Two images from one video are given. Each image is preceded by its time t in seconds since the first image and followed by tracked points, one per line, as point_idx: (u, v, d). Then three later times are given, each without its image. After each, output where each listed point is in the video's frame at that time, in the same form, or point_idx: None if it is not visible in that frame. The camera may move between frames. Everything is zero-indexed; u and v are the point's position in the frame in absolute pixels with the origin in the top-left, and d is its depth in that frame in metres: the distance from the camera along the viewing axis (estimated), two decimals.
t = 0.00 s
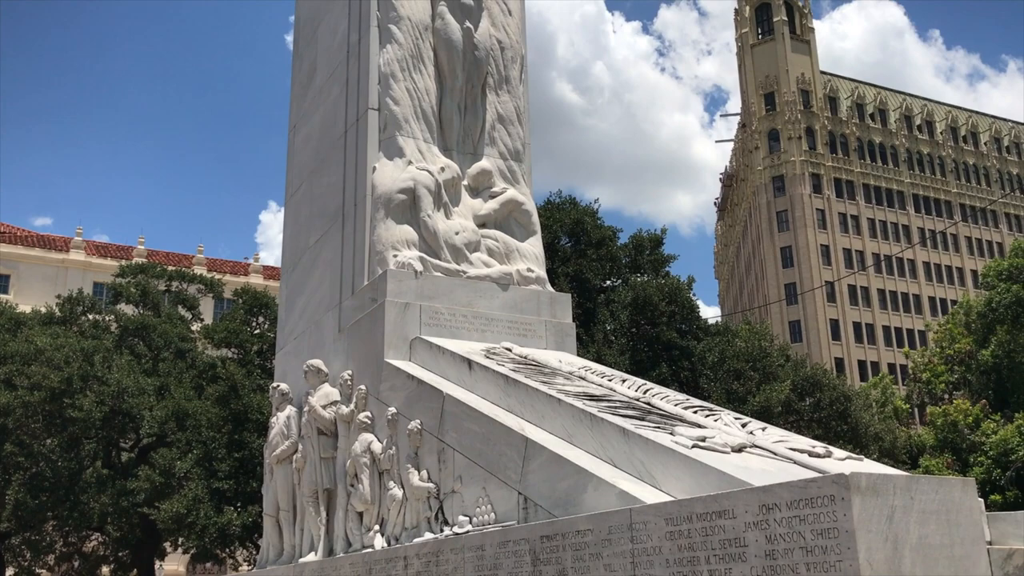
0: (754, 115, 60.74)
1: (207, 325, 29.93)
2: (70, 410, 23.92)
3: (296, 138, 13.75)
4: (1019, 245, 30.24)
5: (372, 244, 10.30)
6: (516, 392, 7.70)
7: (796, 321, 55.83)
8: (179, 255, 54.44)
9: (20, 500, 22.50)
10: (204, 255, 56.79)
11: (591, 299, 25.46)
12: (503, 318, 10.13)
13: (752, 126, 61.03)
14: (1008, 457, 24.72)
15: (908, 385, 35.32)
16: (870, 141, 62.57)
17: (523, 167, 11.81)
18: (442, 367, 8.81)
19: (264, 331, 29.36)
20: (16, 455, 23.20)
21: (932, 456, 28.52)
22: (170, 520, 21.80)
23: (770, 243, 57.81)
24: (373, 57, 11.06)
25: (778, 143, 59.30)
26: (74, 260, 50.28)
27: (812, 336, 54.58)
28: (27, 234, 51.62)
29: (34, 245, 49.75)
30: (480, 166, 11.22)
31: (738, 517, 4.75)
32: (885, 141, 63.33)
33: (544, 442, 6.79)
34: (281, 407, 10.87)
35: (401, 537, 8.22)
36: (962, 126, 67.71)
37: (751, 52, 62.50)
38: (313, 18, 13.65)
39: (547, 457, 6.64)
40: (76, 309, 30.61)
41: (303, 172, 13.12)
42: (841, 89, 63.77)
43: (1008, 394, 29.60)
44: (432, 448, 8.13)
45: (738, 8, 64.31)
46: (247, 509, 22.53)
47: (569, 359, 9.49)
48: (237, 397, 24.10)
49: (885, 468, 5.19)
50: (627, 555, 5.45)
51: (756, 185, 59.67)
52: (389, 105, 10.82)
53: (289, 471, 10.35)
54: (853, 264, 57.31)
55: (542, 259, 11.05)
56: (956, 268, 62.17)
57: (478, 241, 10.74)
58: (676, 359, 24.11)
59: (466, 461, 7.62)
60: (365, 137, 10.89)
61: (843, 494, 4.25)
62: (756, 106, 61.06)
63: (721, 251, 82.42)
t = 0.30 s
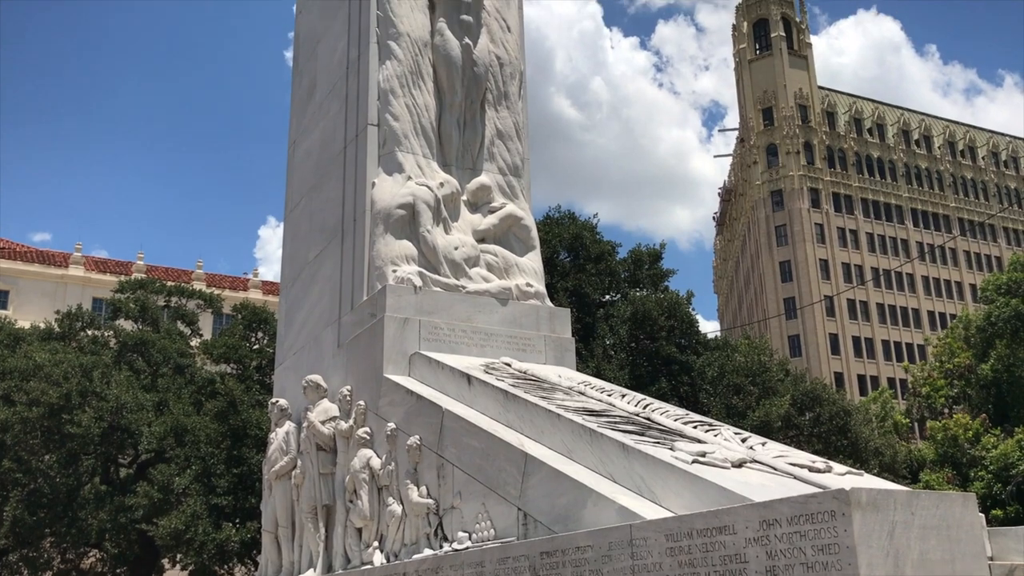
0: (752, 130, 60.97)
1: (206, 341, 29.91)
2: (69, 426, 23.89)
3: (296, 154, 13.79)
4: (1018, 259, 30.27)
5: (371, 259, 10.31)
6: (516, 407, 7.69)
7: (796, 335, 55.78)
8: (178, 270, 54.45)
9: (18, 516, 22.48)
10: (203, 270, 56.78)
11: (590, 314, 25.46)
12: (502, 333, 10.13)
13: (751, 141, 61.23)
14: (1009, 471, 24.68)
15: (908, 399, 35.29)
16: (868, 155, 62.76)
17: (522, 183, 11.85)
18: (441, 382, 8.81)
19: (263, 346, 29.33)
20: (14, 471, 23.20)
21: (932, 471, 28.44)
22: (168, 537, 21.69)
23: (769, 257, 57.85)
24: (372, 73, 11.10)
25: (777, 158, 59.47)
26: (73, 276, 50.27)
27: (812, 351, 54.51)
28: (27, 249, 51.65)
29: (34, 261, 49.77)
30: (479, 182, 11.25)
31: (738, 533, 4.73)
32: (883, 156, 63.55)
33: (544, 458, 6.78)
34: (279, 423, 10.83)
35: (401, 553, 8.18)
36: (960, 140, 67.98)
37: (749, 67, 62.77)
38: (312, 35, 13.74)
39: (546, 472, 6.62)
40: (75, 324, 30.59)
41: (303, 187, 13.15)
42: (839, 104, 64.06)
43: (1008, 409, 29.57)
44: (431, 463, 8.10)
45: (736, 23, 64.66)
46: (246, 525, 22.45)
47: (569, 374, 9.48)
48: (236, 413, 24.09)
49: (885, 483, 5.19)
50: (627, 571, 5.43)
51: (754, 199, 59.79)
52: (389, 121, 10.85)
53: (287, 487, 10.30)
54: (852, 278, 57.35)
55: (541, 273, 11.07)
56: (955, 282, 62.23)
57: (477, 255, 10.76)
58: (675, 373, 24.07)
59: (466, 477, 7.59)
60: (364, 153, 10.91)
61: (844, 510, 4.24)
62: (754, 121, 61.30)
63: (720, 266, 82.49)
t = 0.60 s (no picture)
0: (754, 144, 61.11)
1: (208, 356, 29.90)
2: (71, 442, 23.87)
3: (298, 169, 13.83)
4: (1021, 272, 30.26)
5: (373, 274, 10.32)
6: (518, 422, 7.68)
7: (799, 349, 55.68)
8: (181, 285, 54.52)
9: (19, 532, 22.46)
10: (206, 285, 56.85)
11: (593, 328, 25.46)
12: (504, 348, 10.13)
13: (752, 154, 61.35)
14: (1013, 485, 24.58)
15: (912, 413, 35.22)
16: (870, 168, 62.87)
17: (524, 197, 11.88)
18: (444, 397, 8.79)
19: (266, 361, 29.34)
20: (16, 487, 23.19)
21: (937, 485, 28.32)
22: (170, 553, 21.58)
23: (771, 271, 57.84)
24: (374, 89, 11.14)
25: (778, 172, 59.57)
26: (75, 291, 50.31)
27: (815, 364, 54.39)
28: (30, 265, 51.75)
29: (36, 276, 49.85)
30: (481, 197, 11.27)
31: (742, 548, 4.70)
32: (884, 169, 63.65)
33: (546, 473, 6.75)
34: (282, 438, 10.81)
35: (403, 569, 8.13)
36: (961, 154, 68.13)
37: (750, 81, 62.96)
38: (314, 52, 13.84)
39: (549, 488, 6.60)
40: (77, 340, 30.57)
41: (305, 203, 13.19)
42: (840, 118, 64.24)
43: (1012, 423, 29.47)
44: (434, 479, 8.08)
45: (736, 38, 64.90)
46: (248, 541, 22.38)
47: (571, 389, 9.46)
48: (238, 428, 24.06)
49: (888, 498, 5.17)
50: None
51: (756, 213, 59.87)
52: (391, 136, 10.89)
53: (290, 502, 10.28)
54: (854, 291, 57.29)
55: (543, 288, 11.08)
56: (958, 295, 62.17)
57: (479, 270, 10.77)
58: (678, 387, 23.98)
59: (469, 492, 7.56)
60: (366, 168, 10.94)
61: (847, 524, 4.23)
62: (755, 135, 61.45)
63: (722, 279, 82.51)
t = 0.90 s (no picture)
0: (756, 159, 61.24)
1: (211, 372, 29.90)
2: (73, 458, 23.85)
3: (301, 185, 13.89)
4: None
5: (376, 290, 10.32)
6: (521, 438, 7.66)
7: (802, 364, 55.54)
8: (184, 301, 54.59)
9: (21, 549, 22.48)
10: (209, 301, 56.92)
11: (596, 343, 25.42)
12: (506, 364, 10.13)
13: (754, 169, 61.44)
14: (1019, 500, 24.45)
15: (916, 428, 35.13)
16: (872, 183, 62.94)
17: (527, 213, 11.91)
18: (446, 413, 8.78)
19: (268, 377, 29.32)
20: (19, 504, 23.19)
21: (942, 500, 28.21)
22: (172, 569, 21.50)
23: (774, 285, 57.81)
24: (377, 105, 11.19)
25: (781, 187, 59.64)
26: (79, 307, 50.39)
27: (818, 379, 54.23)
28: (33, 281, 51.88)
29: (40, 292, 49.95)
30: (483, 212, 11.30)
31: (746, 565, 4.67)
32: (886, 184, 63.73)
33: (549, 489, 6.73)
34: (284, 454, 10.79)
35: None
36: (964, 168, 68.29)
37: (751, 96, 63.18)
38: (317, 69, 13.91)
39: (552, 504, 6.57)
40: (80, 356, 30.56)
41: (308, 219, 13.22)
42: (842, 133, 64.38)
43: (1017, 438, 29.37)
44: (436, 495, 8.05)
45: (738, 53, 65.15)
46: (250, 558, 22.31)
47: (573, 404, 9.44)
48: (241, 444, 24.04)
49: (893, 514, 5.15)
50: None
51: (758, 228, 59.92)
52: (393, 152, 10.92)
53: (293, 519, 10.25)
54: (857, 306, 57.24)
55: (546, 303, 11.08)
56: (962, 309, 62.06)
57: (482, 285, 10.78)
58: (681, 403, 23.92)
59: (472, 509, 7.53)
60: (369, 184, 10.97)
61: (852, 542, 4.20)
62: (757, 149, 61.59)
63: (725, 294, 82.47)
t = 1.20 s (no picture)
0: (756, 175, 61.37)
1: (212, 389, 29.85)
2: (74, 475, 23.78)
3: (302, 201, 13.91)
4: None
5: (377, 305, 10.31)
6: (522, 455, 7.63)
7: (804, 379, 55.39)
8: (185, 317, 54.61)
9: (20, 567, 22.51)
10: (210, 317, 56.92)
11: (597, 359, 25.37)
12: (508, 380, 10.11)
13: (755, 185, 61.54)
14: None
15: (919, 443, 35.03)
16: (873, 198, 63.03)
17: (528, 229, 11.92)
18: (448, 430, 8.75)
19: (269, 394, 29.28)
20: (19, 521, 23.14)
21: (945, 516, 28.06)
22: None
23: (775, 301, 57.76)
24: (378, 122, 11.22)
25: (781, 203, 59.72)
26: (80, 323, 50.39)
27: (820, 395, 54.06)
28: (34, 297, 51.91)
29: (41, 308, 49.98)
30: (485, 228, 11.30)
31: None
32: (887, 199, 63.82)
33: (551, 506, 6.69)
34: (285, 471, 10.74)
35: None
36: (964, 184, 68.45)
37: (752, 112, 63.39)
38: (319, 86, 13.97)
39: (554, 522, 6.53)
40: (81, 372, 30.47)
41: (309, 235, 13.23)
42: (842, 148, 64.54)
43: (1020, 454, 29.26)
44: (437, 513, 8.01)
45: (738, 70, 65.41)
46: None
47: (575, 421, 9.41)
48: (242, 461, 23.95)
49: (896, 531, 5.13)
50: None
51: (760, 243, 59.97)
52: (395, 168, 10.95)
53: (293, 536, 10.18)
54: (859, 321, 57.19)
55: (547, 319, 11.08)
56: (964, 324, 61.98)
57: (483, 301, 10.77)
58: (683, 419, 23.85)
59: (473, 526, 7.49)
60: (370, 200, 10.98)
61: (856, 560, 4.18)
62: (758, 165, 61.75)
63: (726, 309, 82.42)
